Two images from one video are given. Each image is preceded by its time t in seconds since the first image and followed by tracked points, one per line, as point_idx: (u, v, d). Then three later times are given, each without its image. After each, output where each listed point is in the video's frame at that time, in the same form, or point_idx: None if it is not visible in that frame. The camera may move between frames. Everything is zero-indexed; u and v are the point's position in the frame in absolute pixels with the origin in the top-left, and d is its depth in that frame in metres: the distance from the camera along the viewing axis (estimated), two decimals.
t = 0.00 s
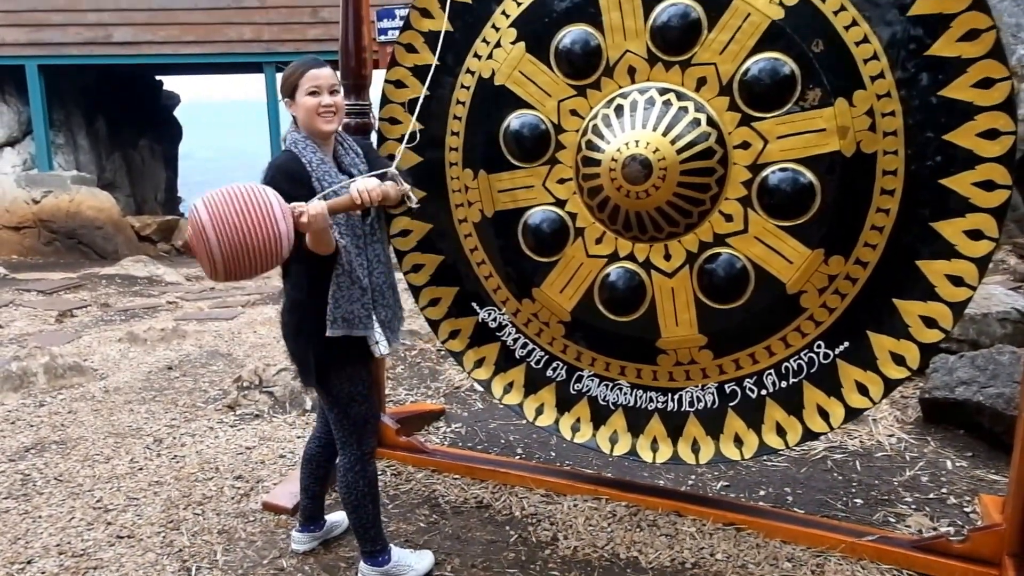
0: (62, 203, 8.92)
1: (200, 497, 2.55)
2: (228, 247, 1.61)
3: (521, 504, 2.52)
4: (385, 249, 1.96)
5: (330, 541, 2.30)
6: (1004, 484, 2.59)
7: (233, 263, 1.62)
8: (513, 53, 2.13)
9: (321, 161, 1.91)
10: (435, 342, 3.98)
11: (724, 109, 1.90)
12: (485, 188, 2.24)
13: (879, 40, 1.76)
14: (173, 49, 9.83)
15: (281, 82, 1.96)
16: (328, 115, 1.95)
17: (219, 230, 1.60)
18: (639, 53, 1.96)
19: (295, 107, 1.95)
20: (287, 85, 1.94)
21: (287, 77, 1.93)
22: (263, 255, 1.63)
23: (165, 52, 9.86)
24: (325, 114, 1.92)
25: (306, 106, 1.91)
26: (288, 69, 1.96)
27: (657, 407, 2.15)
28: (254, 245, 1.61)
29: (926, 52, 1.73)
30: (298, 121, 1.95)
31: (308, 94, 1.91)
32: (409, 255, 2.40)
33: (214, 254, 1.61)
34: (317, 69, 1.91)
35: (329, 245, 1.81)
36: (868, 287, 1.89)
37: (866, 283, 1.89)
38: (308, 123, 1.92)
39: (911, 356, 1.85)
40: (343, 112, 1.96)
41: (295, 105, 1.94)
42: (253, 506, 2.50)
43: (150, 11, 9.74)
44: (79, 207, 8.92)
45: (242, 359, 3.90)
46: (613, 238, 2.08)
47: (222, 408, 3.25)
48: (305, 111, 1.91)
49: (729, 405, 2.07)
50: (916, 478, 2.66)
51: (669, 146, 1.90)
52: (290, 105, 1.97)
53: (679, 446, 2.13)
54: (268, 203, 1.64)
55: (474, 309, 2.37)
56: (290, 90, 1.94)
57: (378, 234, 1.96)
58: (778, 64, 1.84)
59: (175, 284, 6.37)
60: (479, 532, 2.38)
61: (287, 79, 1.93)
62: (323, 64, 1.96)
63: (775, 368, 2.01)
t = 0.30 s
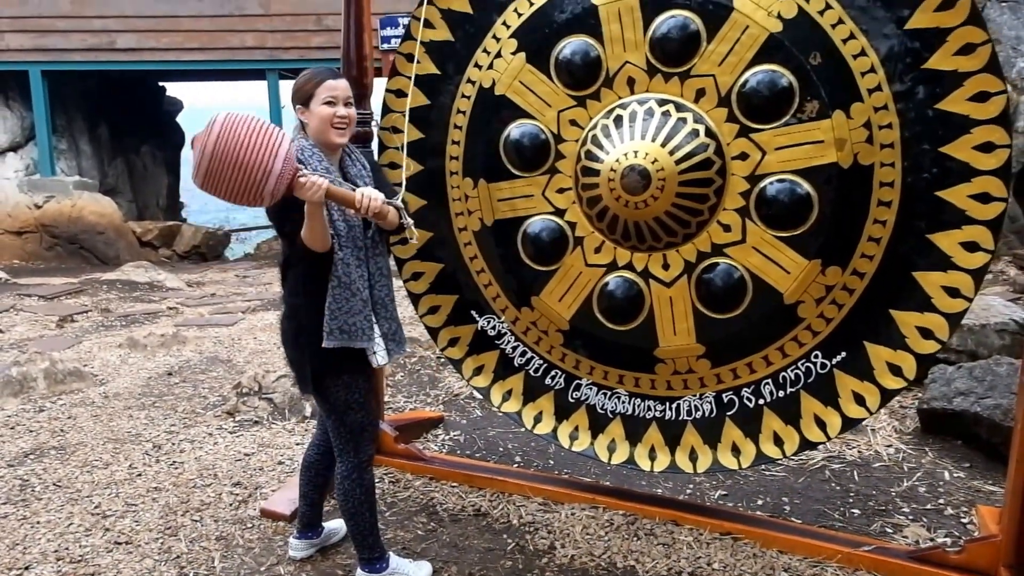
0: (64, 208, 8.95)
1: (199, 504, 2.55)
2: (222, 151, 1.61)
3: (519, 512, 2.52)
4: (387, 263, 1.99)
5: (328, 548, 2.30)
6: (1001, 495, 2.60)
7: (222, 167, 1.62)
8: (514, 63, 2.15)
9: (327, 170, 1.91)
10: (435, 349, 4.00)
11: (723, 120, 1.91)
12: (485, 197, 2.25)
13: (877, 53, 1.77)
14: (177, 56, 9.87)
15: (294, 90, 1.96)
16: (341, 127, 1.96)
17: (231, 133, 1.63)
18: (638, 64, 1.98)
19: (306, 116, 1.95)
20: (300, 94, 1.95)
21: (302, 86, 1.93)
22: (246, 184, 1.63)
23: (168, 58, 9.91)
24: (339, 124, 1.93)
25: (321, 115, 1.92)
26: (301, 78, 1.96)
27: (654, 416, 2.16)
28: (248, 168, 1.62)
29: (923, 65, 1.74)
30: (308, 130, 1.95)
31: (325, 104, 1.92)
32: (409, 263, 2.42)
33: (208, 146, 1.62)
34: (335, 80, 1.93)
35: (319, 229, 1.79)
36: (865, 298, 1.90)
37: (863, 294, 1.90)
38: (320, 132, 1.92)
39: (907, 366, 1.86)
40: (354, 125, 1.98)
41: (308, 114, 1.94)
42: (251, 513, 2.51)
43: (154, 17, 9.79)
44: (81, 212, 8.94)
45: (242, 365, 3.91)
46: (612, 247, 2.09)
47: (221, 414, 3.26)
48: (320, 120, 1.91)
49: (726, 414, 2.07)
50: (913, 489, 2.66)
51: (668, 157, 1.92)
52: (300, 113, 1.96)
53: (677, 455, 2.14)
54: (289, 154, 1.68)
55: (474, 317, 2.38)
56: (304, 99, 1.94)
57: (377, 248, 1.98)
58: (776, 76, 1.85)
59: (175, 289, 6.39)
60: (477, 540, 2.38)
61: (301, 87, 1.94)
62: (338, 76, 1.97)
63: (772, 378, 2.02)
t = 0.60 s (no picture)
0: (66, 210, 8.98)
1: (197, 507, 2.56)
2: (268, 139, 1.72)
3: (516, 517, 2.53)
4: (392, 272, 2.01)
5: (326, 552, 2.31)
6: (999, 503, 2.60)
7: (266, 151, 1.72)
8: (515, 70, 2.16)
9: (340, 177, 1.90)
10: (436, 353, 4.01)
11: (722, 128, 1.92)
12: (486, 202, 2.26)
13: (874, 64, 1.78)
14: (181, 59, 9.91)
15: (315, 96, 1.96)
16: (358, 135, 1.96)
17: (283, 123, 1.73)
18: (638, 72, 1.99)
19: (324, 121, 1.94)
20: (319, 100, 1.95)
21: (323, 91, 1.94)
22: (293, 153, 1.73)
23: (172, 61, 9.94)
24: (358, 132, 1.93)
25: (340, 121, 1.92)
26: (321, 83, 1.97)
27: (653, 421, 2.16)
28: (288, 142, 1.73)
29: (920, 75, 1.76)
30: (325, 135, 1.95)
31: (345, 111, 1.93)
32: (410, 268, 2.43)
33: (258, 132, 1.73)
34: (356, 88, 1.94)
35: (336, 239, 1.80)
36: (863, 305, 1.91)
37: (860, 301, 1.91)
38: (337, 138, 1.92)
39: (904, 373, 1.87)
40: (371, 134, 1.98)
41: (327, 120, 1.94)
42: (249, 516, 2.51)
43: (158, 21, 9.83)
44: (83, 215, 8.96)
45: (242, 368, 3.92)
46: (611, 253, 2.10)
47: (221, 417, 3.28)
48: (338, 127, 1.92)
49: (724, 420, 2.08)
50: (911, 496, 2.66)
51: (667, 164, 1.92)
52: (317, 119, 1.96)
53: (674, 461, 2.15)
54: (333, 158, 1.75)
55: (473, 322, 2.39)
56: (323, 105, 1.94)
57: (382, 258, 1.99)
58: (774, 84, 1.86)
59: (176, 292, 6.40)
60: (475, 545, 2.39)
61: (321, 93, 1.94)
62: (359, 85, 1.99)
63: (770, 384, 2.03)
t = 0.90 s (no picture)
0: (67, 210, 8.99)
1: (197, 508, 2.57)
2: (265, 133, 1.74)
3: (516, 519, 2.53)
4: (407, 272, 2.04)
5: (325, 553, 2.32)
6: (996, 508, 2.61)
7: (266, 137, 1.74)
8: (516, 74, 2.17)
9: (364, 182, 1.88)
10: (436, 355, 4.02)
11: (722, 133, 1.93)
12: (487, 205, 2.27)
13: (873, 71, 1.79)
14: (183, 60, 9.93)
15: (342, 92, 1.91)
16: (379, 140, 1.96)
17: (279, 113, 1.75)
18: (639, 77, 2.00)
19: (354, 122, 1.91)
20: (350, 100, 1.90)
21: (359, 93, 1.90)
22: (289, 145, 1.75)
23: (174, 62, 9.96)
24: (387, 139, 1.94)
25: (375, 126, 1.91)
26: (349, 82, 1.92)
27: (652, 424, 2.17)
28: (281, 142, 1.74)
29: (918, 82, 1.77)
30: (353, 136, 1.91)
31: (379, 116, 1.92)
32: (411, 270, 2.44)
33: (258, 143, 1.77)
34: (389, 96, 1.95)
35: (351, 234, 1.80)
36: (861, 310, 1.92)
37: (859, 306, 1.91)
38: (369, 142, 1.91)
39: (901, 377, 1.88)
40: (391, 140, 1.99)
41: (358, 120, 1.91)
42: (249, 517, 2.52)
43: (161, 21, 9.85)
44: (84, 214, 8.97)
45: (243, 369, 3.94)
46: (611, 257, 2.11)
47: (221, 418, 3.29)
48: (372, 132, 1.91)
49: (723, 423, 2.09)
50: (908, 500, 2.67)
51: (667, 168, 1.93)
52: (344, 117, 1.91)
53: (673, 464, 2.16)
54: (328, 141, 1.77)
55: (473, 324, 2.40)
56: (355, 106, 1.91)
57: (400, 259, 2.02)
58: (774, 90, 1.87)
59: (177, 293, 6.42)
60: (473, 547, 2.40)
61: (355, 93, 1.90)
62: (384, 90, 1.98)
63: (768, 388, 2.04)
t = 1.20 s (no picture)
0: (68, 209, 9.01)
1: (197, 508, 2.58)
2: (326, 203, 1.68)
3: (516, 520, 2.54)
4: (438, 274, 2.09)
5: (326, 554, 2.33)
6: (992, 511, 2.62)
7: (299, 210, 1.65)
8: (519, 77, 2.18)
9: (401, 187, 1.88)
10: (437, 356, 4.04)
11: (724, 137, 1.94)
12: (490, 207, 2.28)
13: (874, 77, 1.80)
14: (185, 59, 9.95)
15: (379, 96, 1.89)
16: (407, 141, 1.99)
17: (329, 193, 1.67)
18: (641, 80, 2.01)
19: (391, 126, 1.91)
20: (386, 105, 1.90)
21: (395, 98, 1.90)
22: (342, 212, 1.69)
23: (176, 61, 9.98)
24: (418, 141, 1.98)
25: (410, 130, 1.94)
26: (381, 86, 1.90)
27: (652, 426, 2.18)
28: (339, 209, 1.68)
29: (917, 88, 1.78)
30: (389, 141, 1.92)
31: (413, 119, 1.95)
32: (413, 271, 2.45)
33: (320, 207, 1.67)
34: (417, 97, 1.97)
35: (409, 238, 1.79)
36: (860, 314, 1.93)
37: (858, 310, 1.92)
38: (406, 146, 1.94)
39: (900, 381, 1.88)
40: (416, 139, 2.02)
41: (395, 125, 1.92)
42: (249, 518, 2.54)
43: (163, 20, 9.86)
44: (85, 213, 8.98)
45: (243, 370, 3.95)
46: (612, 260, 2.13)
47: (222, 418, 3.30)
48: (409, 135, 1.93)
49: (723, 425, 2.10)
50: (906, 503, 2.68)
51: (669, 172, 1.94)
52: (381, 123, 1.90)
53: (673, 466, 2.16)
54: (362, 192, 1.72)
55: (474, 326, 2.41)
56: (392, 111, 1.90)
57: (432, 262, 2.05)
58: (776, 95, 1.88)
59: (178, 292, 6.43)
60: (474, 547, 2.41)
61: (391, 98, 1.90)
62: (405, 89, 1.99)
63: (768, 391, 2.05)
